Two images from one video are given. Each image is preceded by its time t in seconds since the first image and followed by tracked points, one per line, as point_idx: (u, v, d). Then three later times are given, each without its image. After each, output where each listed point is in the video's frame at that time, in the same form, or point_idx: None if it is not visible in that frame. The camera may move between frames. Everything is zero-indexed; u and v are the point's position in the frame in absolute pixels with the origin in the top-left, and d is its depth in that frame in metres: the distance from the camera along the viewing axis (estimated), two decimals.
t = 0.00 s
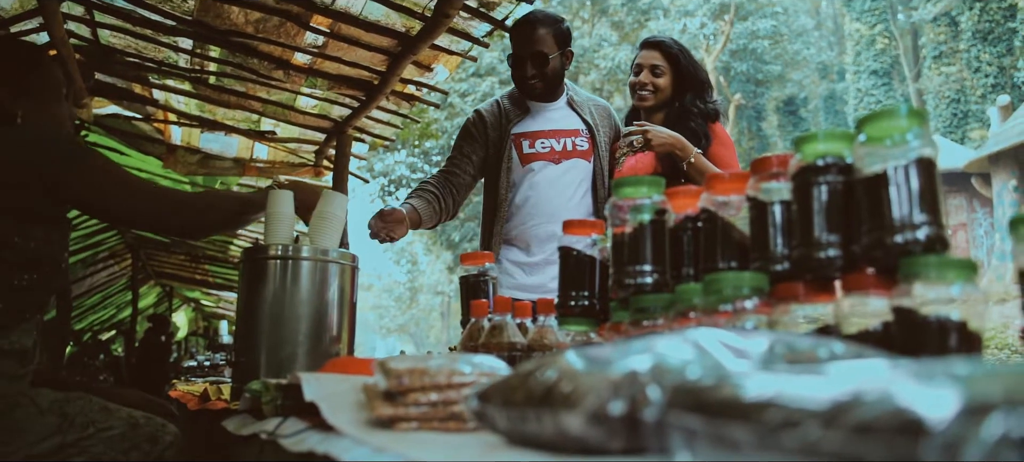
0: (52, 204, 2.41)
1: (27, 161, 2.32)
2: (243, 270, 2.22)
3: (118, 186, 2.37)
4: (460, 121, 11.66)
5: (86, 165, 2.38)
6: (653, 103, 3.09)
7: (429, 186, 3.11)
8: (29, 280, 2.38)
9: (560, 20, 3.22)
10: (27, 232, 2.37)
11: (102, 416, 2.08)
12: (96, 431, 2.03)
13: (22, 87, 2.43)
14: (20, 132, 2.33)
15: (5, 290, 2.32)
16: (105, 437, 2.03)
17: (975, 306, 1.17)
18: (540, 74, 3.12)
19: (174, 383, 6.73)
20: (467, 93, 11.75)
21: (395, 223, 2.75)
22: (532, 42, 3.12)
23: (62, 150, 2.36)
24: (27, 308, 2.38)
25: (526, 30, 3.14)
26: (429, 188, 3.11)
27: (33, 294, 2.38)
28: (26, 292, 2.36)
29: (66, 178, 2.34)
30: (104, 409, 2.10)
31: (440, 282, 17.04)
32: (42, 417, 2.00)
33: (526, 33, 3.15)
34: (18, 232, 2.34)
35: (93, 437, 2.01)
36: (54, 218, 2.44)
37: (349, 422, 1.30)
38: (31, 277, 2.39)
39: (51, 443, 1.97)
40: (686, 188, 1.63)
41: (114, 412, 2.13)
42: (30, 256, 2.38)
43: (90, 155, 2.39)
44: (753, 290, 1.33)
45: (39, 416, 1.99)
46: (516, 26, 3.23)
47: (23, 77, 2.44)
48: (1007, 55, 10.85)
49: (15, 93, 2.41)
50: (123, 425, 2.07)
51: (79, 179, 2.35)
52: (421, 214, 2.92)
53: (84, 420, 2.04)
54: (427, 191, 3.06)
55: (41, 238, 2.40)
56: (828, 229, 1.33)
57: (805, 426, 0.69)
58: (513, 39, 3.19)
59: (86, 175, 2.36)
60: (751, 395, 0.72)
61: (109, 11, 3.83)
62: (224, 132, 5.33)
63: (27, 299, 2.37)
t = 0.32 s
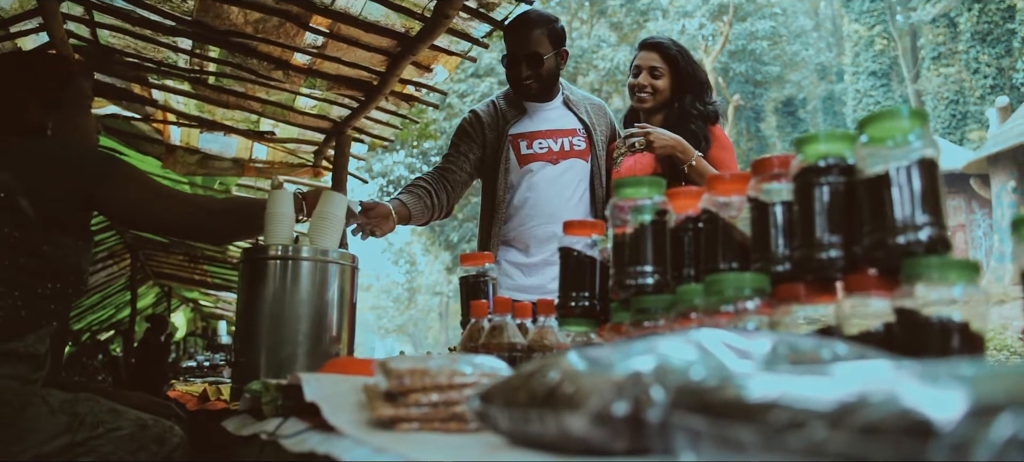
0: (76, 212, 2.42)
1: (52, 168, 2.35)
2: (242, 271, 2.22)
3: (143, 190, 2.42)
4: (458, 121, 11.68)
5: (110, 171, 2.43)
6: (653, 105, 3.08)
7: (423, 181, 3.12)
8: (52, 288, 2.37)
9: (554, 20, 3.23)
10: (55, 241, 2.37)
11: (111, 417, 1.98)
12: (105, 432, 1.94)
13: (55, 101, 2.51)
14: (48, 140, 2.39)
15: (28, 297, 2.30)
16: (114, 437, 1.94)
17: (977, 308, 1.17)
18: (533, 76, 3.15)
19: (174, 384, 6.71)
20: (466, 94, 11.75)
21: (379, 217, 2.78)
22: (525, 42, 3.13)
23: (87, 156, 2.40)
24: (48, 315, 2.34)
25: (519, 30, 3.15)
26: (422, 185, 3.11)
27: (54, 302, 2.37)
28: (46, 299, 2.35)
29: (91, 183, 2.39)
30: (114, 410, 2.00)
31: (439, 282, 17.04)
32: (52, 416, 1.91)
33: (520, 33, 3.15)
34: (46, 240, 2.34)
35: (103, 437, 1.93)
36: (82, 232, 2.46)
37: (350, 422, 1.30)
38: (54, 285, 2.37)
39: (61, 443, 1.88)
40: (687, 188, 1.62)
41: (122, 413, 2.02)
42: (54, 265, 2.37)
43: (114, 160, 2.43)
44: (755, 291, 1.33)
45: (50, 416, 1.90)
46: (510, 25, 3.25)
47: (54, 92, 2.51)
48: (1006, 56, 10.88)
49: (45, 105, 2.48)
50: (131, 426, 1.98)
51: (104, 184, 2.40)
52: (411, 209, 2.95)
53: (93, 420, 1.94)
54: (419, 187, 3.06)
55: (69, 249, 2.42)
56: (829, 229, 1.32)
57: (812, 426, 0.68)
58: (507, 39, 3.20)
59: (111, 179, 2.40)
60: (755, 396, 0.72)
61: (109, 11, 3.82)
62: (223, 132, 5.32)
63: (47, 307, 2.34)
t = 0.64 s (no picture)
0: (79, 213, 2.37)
1: (55, 170, 2.30)
2: (242, 271, 2.22)
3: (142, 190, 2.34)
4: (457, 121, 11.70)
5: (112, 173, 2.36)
6: (652, 105, 3.08)
7: (422, 181, 3.13)
8: (57, 290, 2.32)
9: (552, 20, 3.23)
10: (61, 243, 2.33)
11: (112, 417, 1.97)
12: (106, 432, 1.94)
13: (59, 104, 2.43)
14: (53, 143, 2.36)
15: (31, 299, 2.25)
16: (115, 437, 1.94)
17: (977, 308, 1.17)
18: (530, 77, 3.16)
19: (175, 385, 6.71)
20: (466, 94, 11.75)
21: (380, 218, 2.78)
22: (523, 43, 3.13)
23: (89, 156, 2.34)
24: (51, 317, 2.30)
25: (516, 31, 3.15)
26: (422, 185, 3.11)
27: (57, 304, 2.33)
28: (50, 302, 2.30)
29: (94, 185, 2.33)
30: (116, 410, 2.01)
31: (439, 282, 17.03)
32: (54, 415, 1.91)
33: (518, 33, 3.15)
34: (51, 243, 2.28)
35: (104, 438, 1.93)
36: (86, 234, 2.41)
37: (350, 422, 1.30)
38: (58, 287, 2.32)
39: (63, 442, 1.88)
40: (687, 188, 1.62)
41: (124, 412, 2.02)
42: (59, 267, 2.32)
43: (116, 161, 2.37)
44: (755, 291, 1.33)
45: (51, 416, 1.90)
46: (508, 25, 3.25)
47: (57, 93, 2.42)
48: (1006, 56, 10.90)
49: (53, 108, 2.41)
50: (132, 425, 1.98)
51: (106, 185, 2.33)
52: (409, 209, 2.95)
53: (95, 420, 1.94)
54: (418, 187, 3.07)
55: (73, 252, 2.37)
56: (829, 229, 1.33)
57: (812, 427, 0.68)
58: (506, 39, 3.20)
59: (112, 181, 2.34)
60: (755, 396, 0.72)
61: (109, 11, 3.82)
62: (223, 132, 5.31)
63: (51, 310, 2.31)
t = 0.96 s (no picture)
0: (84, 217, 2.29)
1: (60, 171, 2.24)
2: (242, 273, 2.22)
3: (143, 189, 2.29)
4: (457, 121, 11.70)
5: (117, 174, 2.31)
6: (650, 105, 3.07)
7: (421, 181, 3.13)
8: (60, 292, 2.27)
9: (550, 20, 3.23)
10: (66, 245, 2.27)
11: (114, 418, 1.98)
12: (108, 432, 1.95)
13: (63, 105, 2.46)
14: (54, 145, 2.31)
15: (36, 301, 2.21)
16: (117, 437, 1.95)
17: (977, 307, 1.17)
18: (529, 77, 3.16)
19: (174, 385, 6.71)
20: (466, 94, 11.75)
21: (379, 219, 2.78)
22: (520, 43, 3.13)
23: (89, 156, 2.29)
24: (55, 319, 2.27)
25: (514, 31, 3.15)
26: (421, 185, 3.11)
27: (61, 308, 2.28)
28: (55, 304, 2.25)
29: (98, 186, 2.27)
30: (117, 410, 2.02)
31: (439, 282, 17.02)
32: (56, 415, 1.90)
33: (516, 32, 3.16)
34: (56, 245, 2.23)
35: (105, 438, 1.93)
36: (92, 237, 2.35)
37: (349, 422, 1.30)
38: (62, 289, 2.28)
39: (63, 442, 1.88)
40: (686, 188, 1.61)
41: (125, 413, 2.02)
42: (64, 269, 2.26)
43: (119, 163, 2.33)
44: (754, 291, 1.32)
45: (53, 416, 1.90)
46: (506, 24, 3.26)
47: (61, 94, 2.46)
48: (1005, 56, 10.98)
49: (57, 111, 2.44)
50: (132, 426, 1.98)
51: (108, 184, 2.28)
52: (409, 209, 2.95)
53: (96, 421, 1.94)
54: (418, 187, 3.07)
55: (78, 254, 2.31)
56: (828, 230, 1.33)
57: (810, 427, 0.68)
58: (504, 38, 3.20)
59: (114, 181, 2.29)
60: (755, 396, 0.72)
61: (108, 11, 3.81)
62: (222, 133, 5.31)
63: (54, 313, 2.26)
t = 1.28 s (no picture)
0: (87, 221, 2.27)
1: (65, 175, 2.23)
2: (237, 274, 2.23)
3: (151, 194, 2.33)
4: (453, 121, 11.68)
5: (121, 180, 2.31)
6: (642, 106, 3.08)
7: (415, 182, 3.14)
8: (59, 297, 2.27)
9: (541, 20, 3.24)
10: (67, 250, 2.26)
11: (108, 419, 1.99)
12: (102, 433, 1.95)
13: (67, 111, 2.48)
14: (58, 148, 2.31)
15: (35, 306, 2.21)
16: (111, 438, 1.95)
17: (963, 308, 1.18)
18: (521, 77, 3.17)
19: (168, 386, 6.71)
20: (462, 94, 11.73)
21: (374, 220, 2.79)
22: (512, 43, 3.15)
23: (93, 160, 2.28)
24: (52, 322, 2.27)
25: (505, 31, 3.17)
26: (415, 186, 3.13)
27: (57, 312, 2.28)
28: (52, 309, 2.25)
29: (102, 191, 2.27)
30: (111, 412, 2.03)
31: (435, 283, 16.97)
32: (49, 416, 1.89)
33: (508, 32, 3.17)
34: (59, 251, 2.23)
35: (99, 439, 1.94)
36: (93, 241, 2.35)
37: (339, 422, 1.30)
38: (61, 294, 2.28)
39: (57, 444, 1.88)
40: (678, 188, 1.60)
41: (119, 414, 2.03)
42: (65, 274, 2.26)
43: (125, 169, 2.33)
44: (743, 291, 1.33)
45: (47, 416, 1.89)
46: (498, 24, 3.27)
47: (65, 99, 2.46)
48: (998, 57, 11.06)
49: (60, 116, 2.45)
50: (127, 427, 1.99)
51: (115, 190, 2.29)
52: (405, 211, 2.96)
53: (90, 422, 1.94)
54: (412, 189, 3.08)
55: (78, 259, 2.30)
56: (817, 230, 1.34)
57: (790, 428, 0.68)
58: (496, 38, 3.21)
59: (119, 185, 2.31)
60: (738, 396, 0.72)
61: (102, 10, 3.79)
62: (216, 132, 5.31)
63: (50, 317, 2.26)
